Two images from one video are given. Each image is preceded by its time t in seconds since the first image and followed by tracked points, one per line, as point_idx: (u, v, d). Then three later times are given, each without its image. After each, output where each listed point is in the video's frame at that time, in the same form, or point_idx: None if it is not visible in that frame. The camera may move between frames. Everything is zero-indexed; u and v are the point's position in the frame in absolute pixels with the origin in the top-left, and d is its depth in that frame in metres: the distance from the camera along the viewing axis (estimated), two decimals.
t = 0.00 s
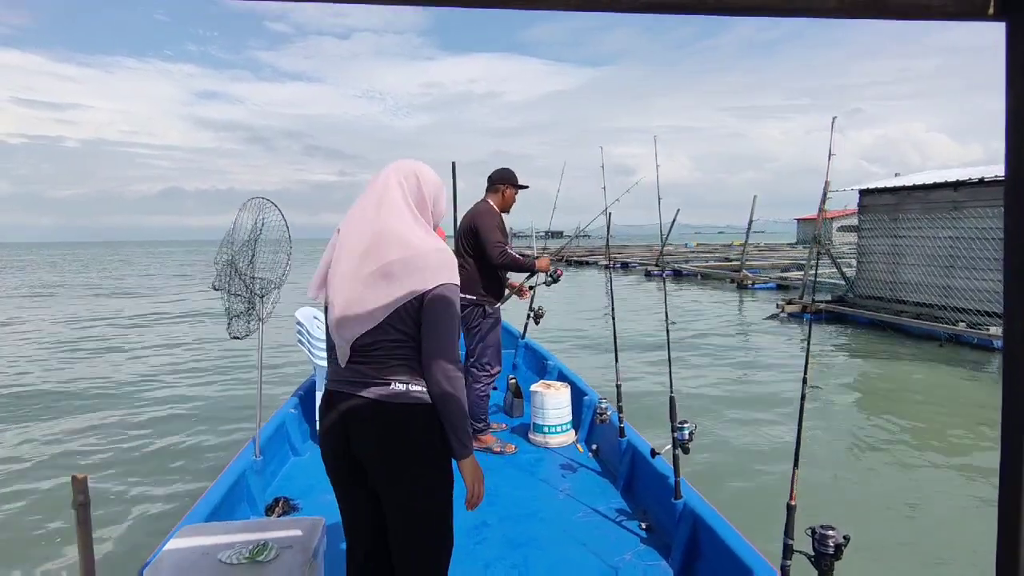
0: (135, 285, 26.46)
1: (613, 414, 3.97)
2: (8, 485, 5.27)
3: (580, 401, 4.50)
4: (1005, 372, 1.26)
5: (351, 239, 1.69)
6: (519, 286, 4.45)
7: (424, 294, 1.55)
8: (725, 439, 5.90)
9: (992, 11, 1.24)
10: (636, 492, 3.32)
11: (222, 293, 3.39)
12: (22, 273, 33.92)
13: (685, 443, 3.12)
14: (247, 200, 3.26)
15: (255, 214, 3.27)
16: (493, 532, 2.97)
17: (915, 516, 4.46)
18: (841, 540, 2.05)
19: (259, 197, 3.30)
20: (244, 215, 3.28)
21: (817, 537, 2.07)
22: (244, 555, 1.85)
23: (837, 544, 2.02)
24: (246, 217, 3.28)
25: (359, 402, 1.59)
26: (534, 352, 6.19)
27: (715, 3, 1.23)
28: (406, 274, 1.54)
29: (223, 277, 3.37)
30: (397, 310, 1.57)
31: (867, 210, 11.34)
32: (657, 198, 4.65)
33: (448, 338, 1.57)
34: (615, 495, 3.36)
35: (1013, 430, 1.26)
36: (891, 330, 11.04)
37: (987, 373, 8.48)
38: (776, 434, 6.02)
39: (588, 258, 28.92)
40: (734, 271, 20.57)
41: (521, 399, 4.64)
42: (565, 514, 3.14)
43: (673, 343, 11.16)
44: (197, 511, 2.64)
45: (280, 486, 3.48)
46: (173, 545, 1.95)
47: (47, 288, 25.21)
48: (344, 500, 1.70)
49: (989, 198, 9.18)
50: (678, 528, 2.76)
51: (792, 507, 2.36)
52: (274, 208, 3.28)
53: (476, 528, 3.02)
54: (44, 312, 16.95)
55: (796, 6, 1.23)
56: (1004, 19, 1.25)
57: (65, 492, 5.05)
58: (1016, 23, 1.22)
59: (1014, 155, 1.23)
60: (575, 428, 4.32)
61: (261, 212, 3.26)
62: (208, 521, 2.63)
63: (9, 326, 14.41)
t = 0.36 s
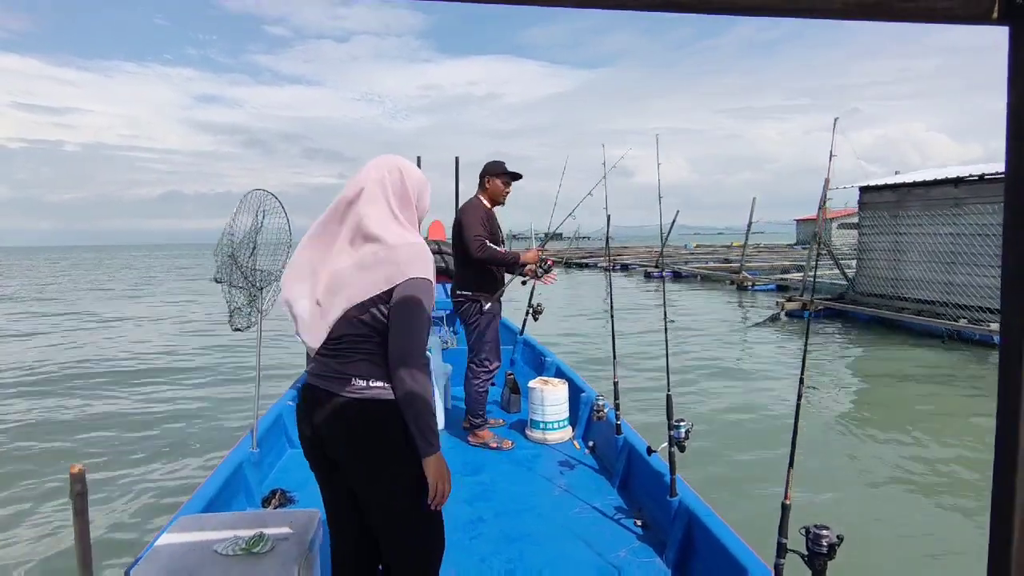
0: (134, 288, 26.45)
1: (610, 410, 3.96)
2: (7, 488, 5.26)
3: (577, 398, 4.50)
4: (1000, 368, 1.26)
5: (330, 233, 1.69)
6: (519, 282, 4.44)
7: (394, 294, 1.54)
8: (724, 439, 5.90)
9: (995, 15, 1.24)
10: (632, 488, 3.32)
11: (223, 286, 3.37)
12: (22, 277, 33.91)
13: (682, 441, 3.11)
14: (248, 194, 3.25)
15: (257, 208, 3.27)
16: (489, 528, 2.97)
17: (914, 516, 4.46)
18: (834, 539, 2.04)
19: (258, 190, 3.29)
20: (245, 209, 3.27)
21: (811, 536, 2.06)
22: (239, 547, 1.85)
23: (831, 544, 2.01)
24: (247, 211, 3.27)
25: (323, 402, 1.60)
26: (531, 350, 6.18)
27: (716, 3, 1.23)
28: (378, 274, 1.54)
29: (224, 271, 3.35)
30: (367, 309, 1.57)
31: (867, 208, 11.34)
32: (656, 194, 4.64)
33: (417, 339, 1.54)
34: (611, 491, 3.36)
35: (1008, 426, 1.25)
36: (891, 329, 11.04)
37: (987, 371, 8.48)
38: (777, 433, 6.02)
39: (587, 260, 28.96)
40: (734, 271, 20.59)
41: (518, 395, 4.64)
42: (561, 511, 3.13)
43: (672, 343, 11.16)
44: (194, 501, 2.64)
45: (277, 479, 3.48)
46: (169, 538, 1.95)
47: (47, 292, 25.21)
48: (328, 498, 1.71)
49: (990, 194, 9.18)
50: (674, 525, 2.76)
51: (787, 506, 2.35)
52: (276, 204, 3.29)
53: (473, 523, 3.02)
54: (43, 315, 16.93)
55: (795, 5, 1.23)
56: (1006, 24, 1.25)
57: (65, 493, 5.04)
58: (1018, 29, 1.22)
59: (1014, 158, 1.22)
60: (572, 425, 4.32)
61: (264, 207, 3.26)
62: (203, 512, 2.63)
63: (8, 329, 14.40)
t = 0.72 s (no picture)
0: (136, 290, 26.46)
1: (611, 408, 3.95)
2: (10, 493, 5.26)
3: (578, 396, 4.49)
4: (1001, 364, 1.25)
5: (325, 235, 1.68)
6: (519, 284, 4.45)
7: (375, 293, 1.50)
8: (726, 440, 5.89)
9: (988, 6, 1.22)
10: (634, 486, 3.31)
11: (218, 290, 3.35)
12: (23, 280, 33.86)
13: (683, 437, 3.11)
14: (244, 197, 3.24)
15: (253, 211, 3.26)
16: (492, 528, 2.96)
17: (917, 516, 4.45)
18: (837, 532, 2.05)
19: (254, 193, 3.28)
20: (241, 211, 3.26)
21: (814, 529, 2.07)
22: (244, 551, 1.85)
23: (834, 536, 2.02)
24: (243, 214, 3.26)
25: (304, 405, 1.63)
26: (531, 349, 6.18)
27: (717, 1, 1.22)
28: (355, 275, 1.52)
29: (219, 274, 3.32)
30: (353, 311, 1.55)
31: (869, 207, 11.36)
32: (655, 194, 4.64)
33: (393, 340, 1.50)
34: (612, 489, 3.36)
35: (1008, 421, 1.25)
36: (893, 330, 11.04)
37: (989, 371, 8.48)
38: (781, 435, 6.01)
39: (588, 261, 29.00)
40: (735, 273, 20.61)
41: (519, 395, 4.63)
42: (563, 509, 3.13)
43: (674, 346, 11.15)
44: (198, 506, 2.66)
45: (279, 484, 3.48)
46: (174, 541, 1.95)
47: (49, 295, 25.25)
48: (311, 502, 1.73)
49: (993, 190, 9.21)
50: (676, 522, 2.75)
51: (789, 500, 2.34)
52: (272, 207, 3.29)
53: (475, 523, 3.01)
54: (45, 318, 16.94)
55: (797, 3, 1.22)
56: (998, 16, 1.23)
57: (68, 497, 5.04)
58: (1010, 21, 1.20)
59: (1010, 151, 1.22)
60: (573, 423, 4.32)
61: (261, 210, 3.26)
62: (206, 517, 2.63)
63: (11, 332, 14.40)
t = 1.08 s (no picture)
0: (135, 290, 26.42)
1: (615, 407, 3.96)
2: (13, 494, 5.25)
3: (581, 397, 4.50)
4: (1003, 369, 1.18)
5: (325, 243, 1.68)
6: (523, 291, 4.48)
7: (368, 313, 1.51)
8: (730, 442, 5.88)
9: None
10: (640, 485, 3.31)
11: (212, 297, 3.39)
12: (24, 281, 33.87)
13: (688, 434, 3.10)
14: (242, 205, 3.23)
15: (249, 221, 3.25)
16: (499, 531, 2.97)
17: (920, 517, 4.44)
18: (846, 524, 2.05)
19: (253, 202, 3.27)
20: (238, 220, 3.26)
21: (822, 522, 2.07)
22: (251, 563, 1.84)
23: (843, 528, 2.02)
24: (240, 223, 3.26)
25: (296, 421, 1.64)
26: (534, 350, 6.17)
27: None
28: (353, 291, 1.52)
29: (214, 282, 3.37)
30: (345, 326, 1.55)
31: (871, 209, 11.36)
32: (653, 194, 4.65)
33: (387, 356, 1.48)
34: (618, 489, 3.36)
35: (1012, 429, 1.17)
36: (895, 332, 11.04)
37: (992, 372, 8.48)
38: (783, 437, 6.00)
39: (589, 262, 29.05)
40: (737, 274, 20.63)
41: (522, 397, 4.62)
42: (569, 511, 3.13)
43: (676, 348, 11.14)
44: (203, 520, 2.65)
45: (284, 494, 3.47)
46: (182, 551, 1.95)
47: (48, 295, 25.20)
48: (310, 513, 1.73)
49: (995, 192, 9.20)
50: (683, 520, 2.75)
51: (797, 494, 2.34)
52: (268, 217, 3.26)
53: (482, 527, 3.01)
54: (45, 318, 16.93)
55: None
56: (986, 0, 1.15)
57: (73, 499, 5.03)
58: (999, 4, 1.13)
59: (1004, 143, 1.15)
60: (577, 424, 4.32)
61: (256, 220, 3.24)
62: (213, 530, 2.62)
63: (12, 331, 14.39)
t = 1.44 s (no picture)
0: (137, 288, 26.43)
1: (618, 410, 3.97)
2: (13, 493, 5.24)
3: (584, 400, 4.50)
4: (1007, 359, 1.19)
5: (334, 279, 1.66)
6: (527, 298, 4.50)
7: (371, 337, 1.49)
8: (731, 445, 5.87)
9: None
10: (644, 487, 3.32)
11: (213, 304, 3.39)
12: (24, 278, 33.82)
13: (691, 435, 3.11)
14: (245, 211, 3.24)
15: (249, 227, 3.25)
16: (504, 535, 2.97)
17: (923, 520, 4.44)
18: (851, 523, 2.05)
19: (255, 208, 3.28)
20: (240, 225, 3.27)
21: (828, 522, 2.07)
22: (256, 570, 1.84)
23: (849, 528, 2.02)
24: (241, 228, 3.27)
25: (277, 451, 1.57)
26: (536, 353, 6.17)
27: None
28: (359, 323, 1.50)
29: (217, 288, 3.38)
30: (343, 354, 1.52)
31: (872, 214, 11.35)
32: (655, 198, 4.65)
33: (386, 383, 1.45)
34: (622, 491, 3.36)
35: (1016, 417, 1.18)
36: (896, 336, 11.03)
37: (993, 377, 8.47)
38: (785, 440, 5.99)
39: (590, 264, 29.03)
40: (737, 276, 20.63)
41: (524, 400, 4.62)
42: (573, 513, 3.13)
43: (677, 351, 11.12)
44: (207, 527, 2.65)
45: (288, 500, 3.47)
46: (188, 557, 1.96)
47: (48, 293, 25.18)
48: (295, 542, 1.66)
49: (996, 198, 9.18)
50: (688, 521, 2.76)
51: (802, 494, 2.34)
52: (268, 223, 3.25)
53: (486, 531, 3.01)
54: (46, 315, 16.92)
55: None
56: None
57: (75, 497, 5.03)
58: None
59: (1003, 135, 1.17)
60: (580, 427, 4.33)
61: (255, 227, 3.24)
62: (216, 535, 2.62)
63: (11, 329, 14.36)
